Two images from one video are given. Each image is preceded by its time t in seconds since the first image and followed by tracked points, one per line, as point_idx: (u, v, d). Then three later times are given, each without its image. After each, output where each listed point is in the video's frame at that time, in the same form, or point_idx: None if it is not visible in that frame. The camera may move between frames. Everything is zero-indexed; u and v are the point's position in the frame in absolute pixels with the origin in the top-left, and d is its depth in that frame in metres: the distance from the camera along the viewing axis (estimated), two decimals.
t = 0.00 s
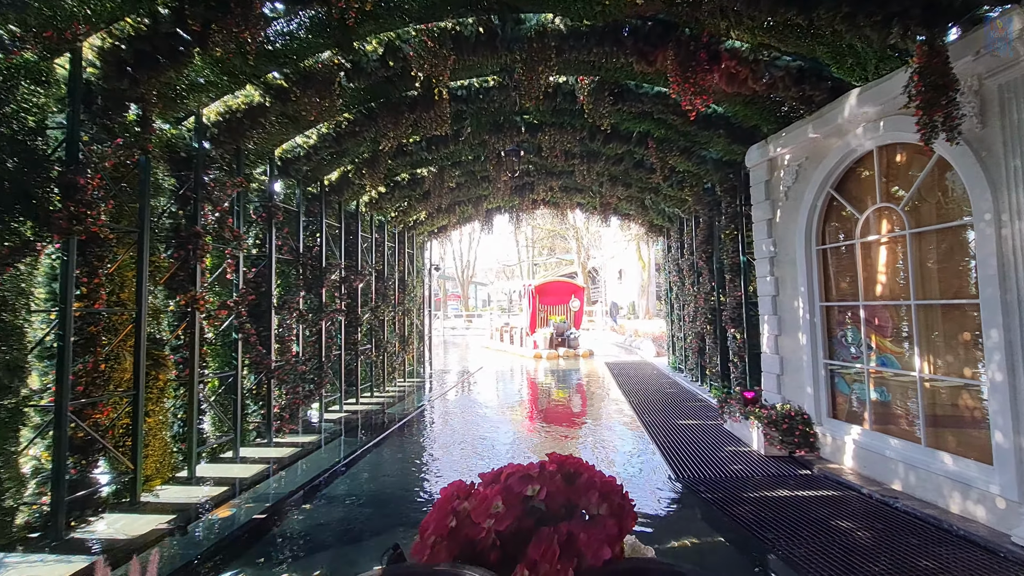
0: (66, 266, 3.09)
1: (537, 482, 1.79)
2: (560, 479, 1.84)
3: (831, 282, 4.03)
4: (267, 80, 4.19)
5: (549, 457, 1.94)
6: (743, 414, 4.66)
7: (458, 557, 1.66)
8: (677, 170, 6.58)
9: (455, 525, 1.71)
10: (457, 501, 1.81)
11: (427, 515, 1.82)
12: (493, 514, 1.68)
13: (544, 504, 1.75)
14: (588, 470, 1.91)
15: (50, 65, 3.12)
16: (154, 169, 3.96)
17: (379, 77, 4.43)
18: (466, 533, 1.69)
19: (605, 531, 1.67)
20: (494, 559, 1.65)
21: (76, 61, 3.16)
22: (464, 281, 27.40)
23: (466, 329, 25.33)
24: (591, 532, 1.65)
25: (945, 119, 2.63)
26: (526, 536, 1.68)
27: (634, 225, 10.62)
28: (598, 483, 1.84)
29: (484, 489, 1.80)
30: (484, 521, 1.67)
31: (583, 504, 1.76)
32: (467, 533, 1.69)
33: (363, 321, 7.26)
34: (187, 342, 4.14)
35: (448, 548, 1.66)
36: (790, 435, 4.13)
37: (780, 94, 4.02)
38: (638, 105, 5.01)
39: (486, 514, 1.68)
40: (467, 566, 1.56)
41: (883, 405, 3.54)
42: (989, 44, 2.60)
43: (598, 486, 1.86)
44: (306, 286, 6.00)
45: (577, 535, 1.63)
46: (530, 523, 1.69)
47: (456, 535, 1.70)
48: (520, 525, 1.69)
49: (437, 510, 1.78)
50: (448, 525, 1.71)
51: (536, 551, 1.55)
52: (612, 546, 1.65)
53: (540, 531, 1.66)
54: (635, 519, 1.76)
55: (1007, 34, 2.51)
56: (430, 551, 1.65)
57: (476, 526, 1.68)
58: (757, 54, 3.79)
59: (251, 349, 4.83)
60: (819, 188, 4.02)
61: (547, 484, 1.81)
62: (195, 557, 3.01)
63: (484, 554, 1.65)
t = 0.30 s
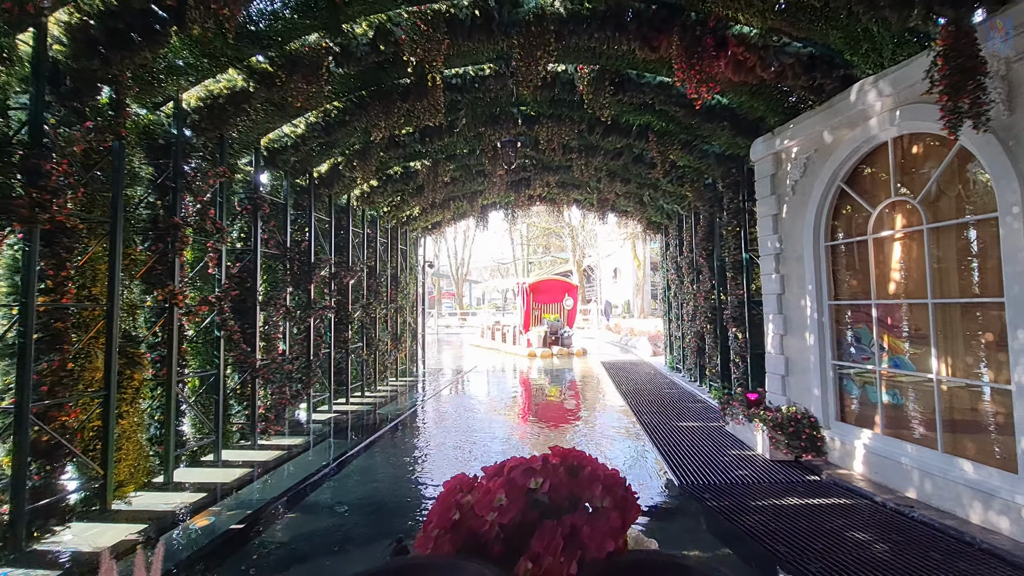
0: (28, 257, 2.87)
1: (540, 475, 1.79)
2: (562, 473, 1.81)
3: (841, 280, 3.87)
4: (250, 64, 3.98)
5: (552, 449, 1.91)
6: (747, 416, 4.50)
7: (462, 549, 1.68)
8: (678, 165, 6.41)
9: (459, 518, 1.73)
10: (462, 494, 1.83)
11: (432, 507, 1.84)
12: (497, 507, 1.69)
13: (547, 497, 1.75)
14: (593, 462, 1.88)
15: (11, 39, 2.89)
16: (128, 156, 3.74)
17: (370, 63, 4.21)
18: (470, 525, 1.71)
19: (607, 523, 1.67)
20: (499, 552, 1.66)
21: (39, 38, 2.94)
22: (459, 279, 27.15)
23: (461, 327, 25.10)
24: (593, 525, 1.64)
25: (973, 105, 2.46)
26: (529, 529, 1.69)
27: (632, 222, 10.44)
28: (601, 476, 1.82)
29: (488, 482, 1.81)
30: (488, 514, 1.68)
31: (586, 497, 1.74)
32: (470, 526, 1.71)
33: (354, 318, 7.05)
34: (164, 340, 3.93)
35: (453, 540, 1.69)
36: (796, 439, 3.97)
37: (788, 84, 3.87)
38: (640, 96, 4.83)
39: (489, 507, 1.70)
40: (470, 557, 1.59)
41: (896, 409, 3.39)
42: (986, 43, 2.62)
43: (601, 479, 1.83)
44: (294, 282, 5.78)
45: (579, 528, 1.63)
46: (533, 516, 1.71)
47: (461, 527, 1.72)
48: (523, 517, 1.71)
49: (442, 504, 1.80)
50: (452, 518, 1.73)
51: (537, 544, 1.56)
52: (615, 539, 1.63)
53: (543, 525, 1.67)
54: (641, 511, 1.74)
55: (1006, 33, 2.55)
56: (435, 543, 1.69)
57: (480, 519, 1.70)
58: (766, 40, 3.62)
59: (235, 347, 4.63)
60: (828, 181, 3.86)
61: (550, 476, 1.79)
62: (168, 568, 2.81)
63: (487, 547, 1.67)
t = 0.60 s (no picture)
0: None
1: (548, 474, 1.76)
2: (569, 470, 1.78)
3: (853, 280, 3.72)
4: (236, 51, 3.78)
5: (560, 450, 1.91)
6: (754, 421, 4.34)
7: (471, 548, 1.62)
8: (680, 162, 6.25)
9: (468, 517, 1.69)
10: (470, 493, 1.79)
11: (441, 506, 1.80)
12: (505, 505, 1.65)
13: (556, 495, 1.70)
14: (601, 461, 1.85)
15: None
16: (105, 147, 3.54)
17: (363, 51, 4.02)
18: (479, 524, 1.65)
19: (616, 521, 1.61)
20: (508, 552, 1.60)
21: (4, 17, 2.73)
22: (455, 279, 26.93)
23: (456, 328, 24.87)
24: (602, 523, 1.58)
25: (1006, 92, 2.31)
26: (539, 528, 1.64)
27: (632, 222, 10.28)
28: (609, 474, 1.77)
29: (497, 481, 1.78)
30: (496, 512, 1.64)
31: (594, 496, 1.69)
32: (479, 524, 1.65)
33: (347, 318, 6.85)
34: (145, 341, 3.73)
35: (461, 538, 1.63)
36: (806, 446, 3.81)
37: (799, 75, 3.71)
38: (643, 89, 4.66)
39: (498, 505, 1.66)
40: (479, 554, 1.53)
41: (913, 415, 3.24)
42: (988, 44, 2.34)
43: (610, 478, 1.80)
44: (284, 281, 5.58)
45: (588, 526, 1.57)
46: (542, 514, 1.66)
47: (469, 526, 1.67)
48: (531, 516, 1.66)
49: (450, 502, 1.76)
50: (461, 515, 1.69)
51: (547, 540, 1.51)
52: (623, 537, 1.58)
53: (551, 522, 1.62)
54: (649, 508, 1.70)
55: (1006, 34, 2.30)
56: (444, 542, 1.63)
57: (488, 517, 1.65)
58: (778, 29, 3.46)
59: (221, 348, 4.42)
60: (841, 177, 3.71)
61: (558, 474, 1.76)
62: None
63: (496, 545, 1.61)
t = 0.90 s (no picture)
0: None
1: (554, 474, 1.68)
2: (575, 471, 1.71)
3: (867, 280, 3.56)
4: (221, 36, 3.60)
5: (565, 450, 1.81)
6: (761, 427, 4.18)
7: (477, 550, 1.53)
8: (683, 159, 6.09)
9: (473, 517, 1.59)
10: (475, 493, 1.70)
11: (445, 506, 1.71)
12: (511, 506, 1.56)
13: (562, 496, 1.62)
14: (606, 460, 1.78)
15: None
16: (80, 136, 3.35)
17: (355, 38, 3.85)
18: (484, 524, 1.57)
19: (621, 524, 1.57)
20: (513, 553, 1.53)
21: None
22: (451, 279, 26.70)
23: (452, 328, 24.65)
24: (607, 525, 1.52)
25: None
26: (545, 529, 1.57)
27: (631, 221, 10.11)
28: (615, 474, 1.72)
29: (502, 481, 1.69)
30: (502, 513, 1.56)
31: (598, 497, 1.64)
32: (484, 525, 1.57)
33: (340, 318, 6.66)
34: (123, 342, 3.53)
35: (468, 538, 1.55)
36: (817, 453, 3.65)
37: (810, 66, 3.54)
38: (646, 82, 4.49)
39: (503, 506, 1.57)
40: (484, 554, 1.45)
41: (932, 422, 3.08)
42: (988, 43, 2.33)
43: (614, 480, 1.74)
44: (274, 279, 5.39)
45: (593, 527, 1.50)
46: (548, 515, 1.59)
47: (475, 527, 1.57)
48: (537, 517, 1.59)
49: (456, 502, 1.66)
50: (466, 516, 1.59)
51: (552, 542, 1.43)
52: (627, 539, 1.53)
53: (557, 524, 1.54)
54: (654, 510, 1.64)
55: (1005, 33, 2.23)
56: (449, 542, 1.54)
57: (493, 517, 1.57)
58: (791, 16, 3.27)
59: (205, 348, 4.23)
60: (855, 172, 3.55)
61: (564, 475, 1.69)
62: None
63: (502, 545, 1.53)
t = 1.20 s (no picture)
0: None
1: (558, 477, 1.75)
2: (578, 476, 1.77)
3: (880, 280, 3.40)
4: (202, 19, 3.41)
5: (568, 453, 1.88)
6: (767, 433, 4.01)
7: (480, 550, 1.59)
8: (685, 155, 5.92)
9: (477, 518, 1.64)
10: (478, 494, 1.74)
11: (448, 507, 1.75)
12: (514, 507, 1.63)
13: (564, 499, 1.71)
14: (608, 464, 1.85)
15: None
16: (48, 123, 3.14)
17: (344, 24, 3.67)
18: (488, 525, 1.62)
19: (623, 526, 1.63)
20: (516, 553, 1.59)
21: None
22: (447, 279, 26.48)
23: (448, 329, 24.43)
24: (608, 527, 1.60)
25: None
26: (548, 531, 1.65)
27: (630, 219, 9.95)
28: (616, 479, 1.79)
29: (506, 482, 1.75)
30: (505, 514, 1.62)
31: (601, 501, 1.73)
32: (487, 526, 1.62)
33: (331, 317, 6.46)
34: (95, 342, 3.33)
35: (470, 540, 1.60)
36: (827, 462, 3.47)
37: (821, 56, 3.36)
38: (649, 74, 4.32)
39: (506, 507, 1.64)
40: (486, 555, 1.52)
41: (950, 430, 2.92)
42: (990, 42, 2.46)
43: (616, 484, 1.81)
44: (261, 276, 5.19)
45: (595, 530, 1.58)
46: (551, 516, 1.67)
47: (478, 528, 1.62)
48: (540, 519, 1.66)
49: (460, 502, 1.71)
50: (468, 517, 1.64)
51: (555, 542, 1.50)
52: (629, 542, 1.60)
53: (559, 526, 1.62)
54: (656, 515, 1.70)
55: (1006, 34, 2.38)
56: (452, 542, 1.58)
57: (497, 519, 1.63)
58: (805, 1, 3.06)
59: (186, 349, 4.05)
60: (868, 167, 3.40)
61: (568, 479, 1.75)
62: None
63: (505, 546, 1.59)
